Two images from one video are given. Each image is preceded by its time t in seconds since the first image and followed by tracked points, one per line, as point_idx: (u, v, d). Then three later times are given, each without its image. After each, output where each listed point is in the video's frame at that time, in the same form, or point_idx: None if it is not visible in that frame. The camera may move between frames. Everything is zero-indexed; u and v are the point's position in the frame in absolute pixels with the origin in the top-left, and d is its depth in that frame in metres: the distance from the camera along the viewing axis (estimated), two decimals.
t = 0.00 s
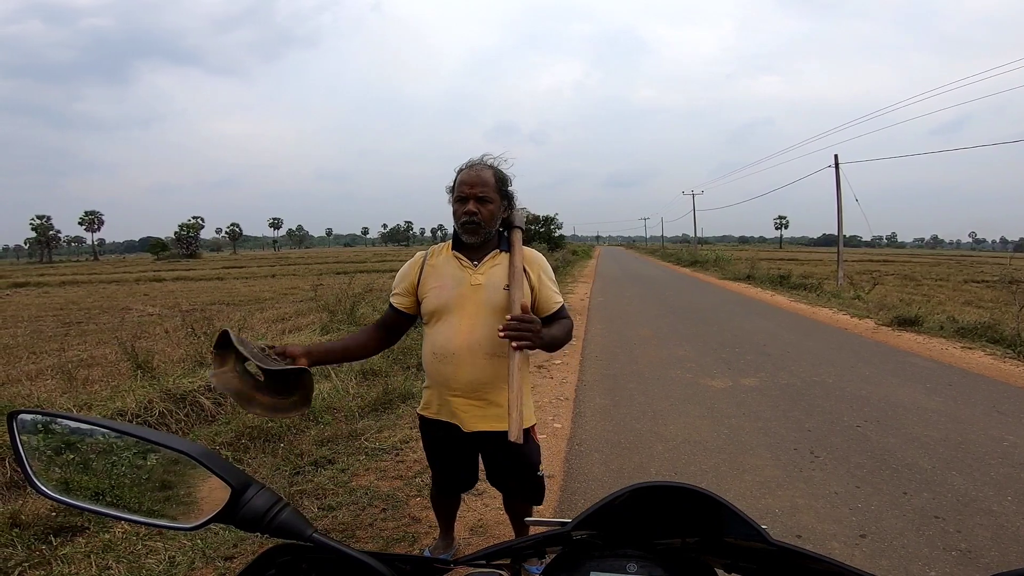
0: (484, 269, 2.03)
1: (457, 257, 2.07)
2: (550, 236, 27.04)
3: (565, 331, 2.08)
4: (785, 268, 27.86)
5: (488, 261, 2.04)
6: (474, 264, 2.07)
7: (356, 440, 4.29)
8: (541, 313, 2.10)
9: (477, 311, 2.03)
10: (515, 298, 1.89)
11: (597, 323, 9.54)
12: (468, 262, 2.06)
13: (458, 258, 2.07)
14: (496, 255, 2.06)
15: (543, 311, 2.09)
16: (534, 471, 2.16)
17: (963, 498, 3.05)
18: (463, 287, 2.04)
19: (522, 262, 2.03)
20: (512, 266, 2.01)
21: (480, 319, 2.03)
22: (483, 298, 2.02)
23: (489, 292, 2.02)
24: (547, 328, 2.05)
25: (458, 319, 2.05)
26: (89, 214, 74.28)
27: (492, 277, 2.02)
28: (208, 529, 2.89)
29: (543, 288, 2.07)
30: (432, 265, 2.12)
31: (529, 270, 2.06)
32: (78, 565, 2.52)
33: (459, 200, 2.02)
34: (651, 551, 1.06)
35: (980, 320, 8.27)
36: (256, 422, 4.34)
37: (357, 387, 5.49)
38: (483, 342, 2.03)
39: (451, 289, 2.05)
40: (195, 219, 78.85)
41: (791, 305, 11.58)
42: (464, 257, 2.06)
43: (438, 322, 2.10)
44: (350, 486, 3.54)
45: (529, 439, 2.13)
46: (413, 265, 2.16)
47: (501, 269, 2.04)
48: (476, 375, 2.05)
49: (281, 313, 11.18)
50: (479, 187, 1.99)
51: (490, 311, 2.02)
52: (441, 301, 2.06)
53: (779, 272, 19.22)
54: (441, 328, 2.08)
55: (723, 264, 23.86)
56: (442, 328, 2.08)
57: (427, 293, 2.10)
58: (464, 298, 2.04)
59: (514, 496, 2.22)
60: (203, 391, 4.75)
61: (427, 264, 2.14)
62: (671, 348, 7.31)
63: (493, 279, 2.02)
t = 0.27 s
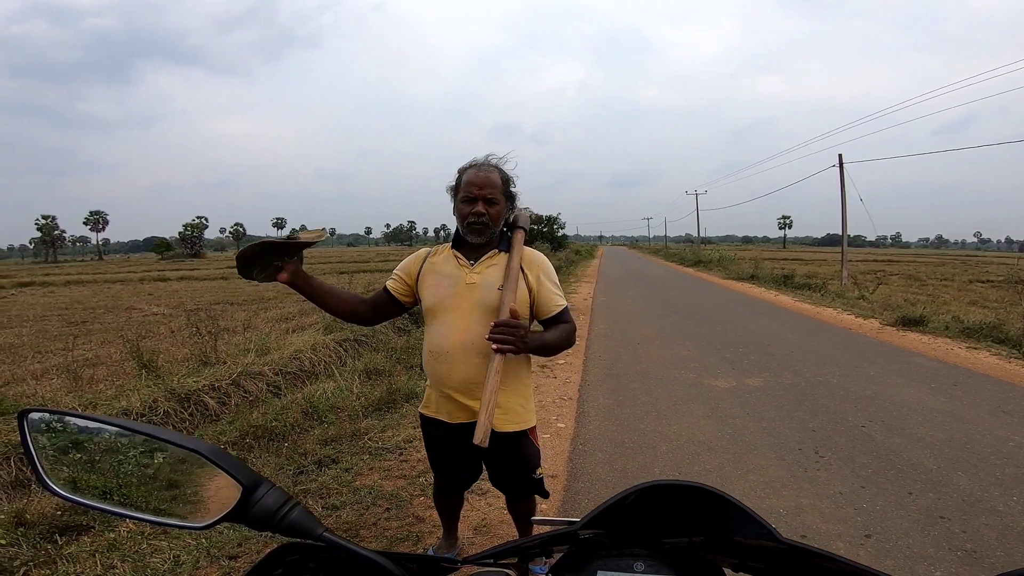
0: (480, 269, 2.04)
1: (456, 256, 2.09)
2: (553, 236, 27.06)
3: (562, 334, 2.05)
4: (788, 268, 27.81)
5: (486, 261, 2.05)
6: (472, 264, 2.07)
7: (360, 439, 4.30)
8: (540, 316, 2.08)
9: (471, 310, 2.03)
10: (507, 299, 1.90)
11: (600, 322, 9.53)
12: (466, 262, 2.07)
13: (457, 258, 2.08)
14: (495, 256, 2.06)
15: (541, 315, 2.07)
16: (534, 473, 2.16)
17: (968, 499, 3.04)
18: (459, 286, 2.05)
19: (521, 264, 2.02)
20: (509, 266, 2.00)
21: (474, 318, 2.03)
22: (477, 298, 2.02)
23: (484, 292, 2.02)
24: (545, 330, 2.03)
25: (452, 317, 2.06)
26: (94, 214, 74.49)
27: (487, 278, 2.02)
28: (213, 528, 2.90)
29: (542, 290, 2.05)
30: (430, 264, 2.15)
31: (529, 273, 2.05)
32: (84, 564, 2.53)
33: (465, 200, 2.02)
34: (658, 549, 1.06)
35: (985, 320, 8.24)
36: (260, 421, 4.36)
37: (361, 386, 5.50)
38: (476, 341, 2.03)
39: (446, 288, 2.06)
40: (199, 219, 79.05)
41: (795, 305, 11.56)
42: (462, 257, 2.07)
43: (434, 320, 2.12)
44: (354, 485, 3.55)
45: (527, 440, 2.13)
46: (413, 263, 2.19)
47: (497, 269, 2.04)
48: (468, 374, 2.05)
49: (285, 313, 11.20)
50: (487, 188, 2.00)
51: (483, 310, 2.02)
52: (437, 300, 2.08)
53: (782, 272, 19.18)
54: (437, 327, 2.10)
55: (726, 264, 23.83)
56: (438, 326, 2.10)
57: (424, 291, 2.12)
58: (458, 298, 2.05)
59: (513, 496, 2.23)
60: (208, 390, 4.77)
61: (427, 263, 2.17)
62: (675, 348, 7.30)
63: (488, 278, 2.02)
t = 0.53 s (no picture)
0: (487, 268, 2.04)
1: (465, 257, 2.10)
2: (558, 235, 27.05)
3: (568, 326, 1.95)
4: (795, 267, 27.68)
5: (496, 260, 2.05)
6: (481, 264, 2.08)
7: (366, 438, 4.31)
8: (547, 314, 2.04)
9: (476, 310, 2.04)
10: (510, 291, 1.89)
11: (605, 322, 9.52)
12: (474, 263, 2.08)
13: (466, 258, 2.09)
14: (503, 256, 2.05)
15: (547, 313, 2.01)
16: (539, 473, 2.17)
17: (977, 500, 3.02)
18: (465, 285, 2.06)
19: (529, 264, 2.02)
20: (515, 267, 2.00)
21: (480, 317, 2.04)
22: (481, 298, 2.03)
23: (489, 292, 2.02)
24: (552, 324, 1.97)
25: (458, 317, 2.07)
26: (102, 212, 74.96)
27: (494, 278, 2.02)
28: (220, 526, 2.93)
29: (549, 289, 2.02)
30: (440, 265, 2.16)
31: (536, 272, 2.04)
32: (92, 561, 2.55)
33: (480, 198, 2.02)
34: (667, 549, 1.06)
35: (994, 320, 8.18)
36: (267, 419, 4.38)
37: (367, 385, 5.52)
38: (479, 341, 2.03)
39: (453, 289, 2.07)
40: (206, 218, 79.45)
41: (802, 305, 11.51)
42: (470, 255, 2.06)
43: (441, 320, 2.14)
44: (360, 484, 3.56)
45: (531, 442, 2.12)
46: (424, 264, 2.22)
47: (504, 269, 2.03)
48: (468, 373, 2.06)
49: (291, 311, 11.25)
50: (502, 187, 2.00)
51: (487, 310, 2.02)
52: (444, 300, 2.10)
53: (789, 272, 19.10)
54: (444, 326, 2.12)
55: (732, 264, 23.74)
56: (445, 325, 2.11)
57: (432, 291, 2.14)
58: (464, 298, 2.05)
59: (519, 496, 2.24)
60: (215, 388, 4.80)
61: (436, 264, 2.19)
62: (681, 347, 7.28)
63: (494, 277, 2.02)
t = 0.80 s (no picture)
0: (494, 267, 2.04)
1: (472, 256, 2.10)
2: (562, 234, 27.01)
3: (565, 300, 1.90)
4: (801, 266, 27.56)
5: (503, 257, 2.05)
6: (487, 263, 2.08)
7: (369, 435, 4.33)
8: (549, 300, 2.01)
9: (485, 309, 2.04)
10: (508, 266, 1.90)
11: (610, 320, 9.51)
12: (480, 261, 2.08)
13: (473, 257, 2.10)
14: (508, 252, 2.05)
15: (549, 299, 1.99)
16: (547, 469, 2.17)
17: (982, 500, 3.01)
18: (473, 284, 2.06)
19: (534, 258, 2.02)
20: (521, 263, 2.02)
21: (488, 315, 2.03)
22: (489, 296, 2.03)
23: (496, 290, 2.02)
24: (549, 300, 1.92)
25: (466, 316, 2.07)
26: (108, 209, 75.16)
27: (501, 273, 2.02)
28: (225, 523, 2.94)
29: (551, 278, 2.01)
30: (447, 265, 2.17)
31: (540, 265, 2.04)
32: (98, 558, 2.57)
33: (488, 197, 2.02)
34: (668, 548, 1.06)
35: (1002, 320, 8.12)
36: (271, 417, 4.40)
37: (371, 383, 5.53)
38: (489, 340, 2.03)
39: (461, 288, 2.08)
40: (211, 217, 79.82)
41: (807, 304, 11.46)
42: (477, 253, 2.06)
43: (450, 321, 2.15)
44: (363, 482, 3.57)
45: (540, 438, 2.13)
46: (431, 265, 2.22)
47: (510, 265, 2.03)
48: (481, 372, 2.06)
49: (296, 309, 11.28)
50: (510, 186, 2.01)
51: (496, 308, 2.02)
52: (452, 299, 2.10)
53: (794, 270, 19.02)
54: (453, 327, 2.12)
55: (737, 262, 23.65)
56: (454, 323, 2.12)
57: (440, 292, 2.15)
58: (472, 297, 2.05)
59: (527, 493, 2.25)
60: (220, 386, 4.82)
61: (444, 263, 2.20)
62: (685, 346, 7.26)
63: (501, 276, 2.02)
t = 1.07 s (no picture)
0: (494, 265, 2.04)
1: (472, 252, 2.10)
2: (565, 229, 26.98)
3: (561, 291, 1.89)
4: (804, 261, 27.48)
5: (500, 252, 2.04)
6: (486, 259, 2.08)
7: (372, 432, 4.34)
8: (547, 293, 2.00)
9: (486, 305, 2.04)
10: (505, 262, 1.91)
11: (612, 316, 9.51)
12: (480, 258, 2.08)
13: (472, 254, 2.10)
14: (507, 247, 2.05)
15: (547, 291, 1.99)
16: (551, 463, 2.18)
17: (985, 496, 3.00)
18: (473, 282, 2.06)
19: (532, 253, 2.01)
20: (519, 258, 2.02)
21: (489, 313, 2.04)
22: (489, 292, 2.03)
23: (496, 287, 2.02)
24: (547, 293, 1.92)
25: (467, 312, 2.07)
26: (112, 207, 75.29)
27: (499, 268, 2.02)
28: (229, 520, 2.96)
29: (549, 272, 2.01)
30: (449, 262, 2.18)
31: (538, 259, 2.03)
32: (104, 556, 2.59)
33: (484, 193, 2.01)
34: (668, 544, 1.06)
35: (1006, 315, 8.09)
36: (275, 414, 4.42)
37: (374, 379, 5.54)
38: (490, 336, 2.03)
39: (462, 285, 2.08)
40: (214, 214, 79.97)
41: (811, 299, 11.43)
42: (476, 250, 2.05)
43: (452, 317, 2.15)
44: (366, 478, 3.59)
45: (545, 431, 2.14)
46: (433, 262, 2.23)
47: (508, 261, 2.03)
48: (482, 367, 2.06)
49: (299, 306, 11.30)
50: (507, 182, 2.00)
51: (496, 305, 2.02)
52: (453, 296, 2.11)
53: (798, 265, 18.98)
54: (454, 323, 2.12)
55: (740, 257, 23.59)
56: (455, 321, 2.12)
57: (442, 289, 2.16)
58: (472, 293, 2.06)
59: (530, 487, 2.25)
60: (223, 383, 4.83)
61: (445, 261, 2.20)
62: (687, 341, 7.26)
63: (501, 273, 2.02)
